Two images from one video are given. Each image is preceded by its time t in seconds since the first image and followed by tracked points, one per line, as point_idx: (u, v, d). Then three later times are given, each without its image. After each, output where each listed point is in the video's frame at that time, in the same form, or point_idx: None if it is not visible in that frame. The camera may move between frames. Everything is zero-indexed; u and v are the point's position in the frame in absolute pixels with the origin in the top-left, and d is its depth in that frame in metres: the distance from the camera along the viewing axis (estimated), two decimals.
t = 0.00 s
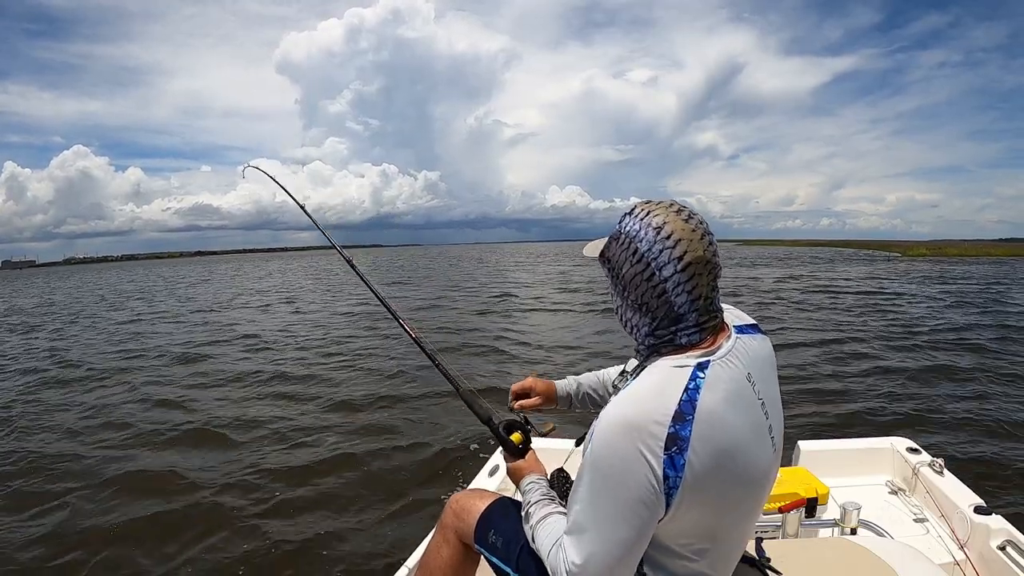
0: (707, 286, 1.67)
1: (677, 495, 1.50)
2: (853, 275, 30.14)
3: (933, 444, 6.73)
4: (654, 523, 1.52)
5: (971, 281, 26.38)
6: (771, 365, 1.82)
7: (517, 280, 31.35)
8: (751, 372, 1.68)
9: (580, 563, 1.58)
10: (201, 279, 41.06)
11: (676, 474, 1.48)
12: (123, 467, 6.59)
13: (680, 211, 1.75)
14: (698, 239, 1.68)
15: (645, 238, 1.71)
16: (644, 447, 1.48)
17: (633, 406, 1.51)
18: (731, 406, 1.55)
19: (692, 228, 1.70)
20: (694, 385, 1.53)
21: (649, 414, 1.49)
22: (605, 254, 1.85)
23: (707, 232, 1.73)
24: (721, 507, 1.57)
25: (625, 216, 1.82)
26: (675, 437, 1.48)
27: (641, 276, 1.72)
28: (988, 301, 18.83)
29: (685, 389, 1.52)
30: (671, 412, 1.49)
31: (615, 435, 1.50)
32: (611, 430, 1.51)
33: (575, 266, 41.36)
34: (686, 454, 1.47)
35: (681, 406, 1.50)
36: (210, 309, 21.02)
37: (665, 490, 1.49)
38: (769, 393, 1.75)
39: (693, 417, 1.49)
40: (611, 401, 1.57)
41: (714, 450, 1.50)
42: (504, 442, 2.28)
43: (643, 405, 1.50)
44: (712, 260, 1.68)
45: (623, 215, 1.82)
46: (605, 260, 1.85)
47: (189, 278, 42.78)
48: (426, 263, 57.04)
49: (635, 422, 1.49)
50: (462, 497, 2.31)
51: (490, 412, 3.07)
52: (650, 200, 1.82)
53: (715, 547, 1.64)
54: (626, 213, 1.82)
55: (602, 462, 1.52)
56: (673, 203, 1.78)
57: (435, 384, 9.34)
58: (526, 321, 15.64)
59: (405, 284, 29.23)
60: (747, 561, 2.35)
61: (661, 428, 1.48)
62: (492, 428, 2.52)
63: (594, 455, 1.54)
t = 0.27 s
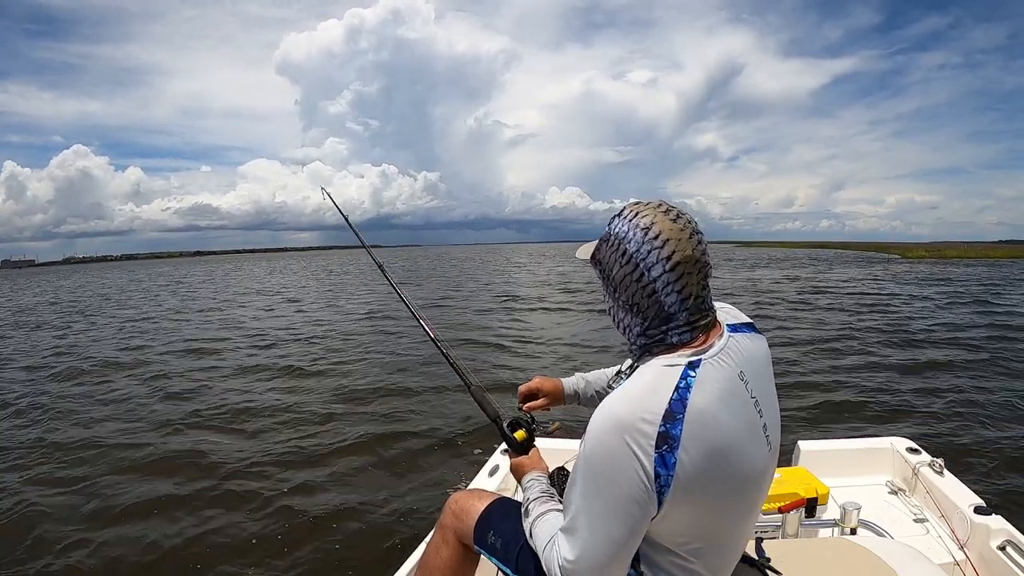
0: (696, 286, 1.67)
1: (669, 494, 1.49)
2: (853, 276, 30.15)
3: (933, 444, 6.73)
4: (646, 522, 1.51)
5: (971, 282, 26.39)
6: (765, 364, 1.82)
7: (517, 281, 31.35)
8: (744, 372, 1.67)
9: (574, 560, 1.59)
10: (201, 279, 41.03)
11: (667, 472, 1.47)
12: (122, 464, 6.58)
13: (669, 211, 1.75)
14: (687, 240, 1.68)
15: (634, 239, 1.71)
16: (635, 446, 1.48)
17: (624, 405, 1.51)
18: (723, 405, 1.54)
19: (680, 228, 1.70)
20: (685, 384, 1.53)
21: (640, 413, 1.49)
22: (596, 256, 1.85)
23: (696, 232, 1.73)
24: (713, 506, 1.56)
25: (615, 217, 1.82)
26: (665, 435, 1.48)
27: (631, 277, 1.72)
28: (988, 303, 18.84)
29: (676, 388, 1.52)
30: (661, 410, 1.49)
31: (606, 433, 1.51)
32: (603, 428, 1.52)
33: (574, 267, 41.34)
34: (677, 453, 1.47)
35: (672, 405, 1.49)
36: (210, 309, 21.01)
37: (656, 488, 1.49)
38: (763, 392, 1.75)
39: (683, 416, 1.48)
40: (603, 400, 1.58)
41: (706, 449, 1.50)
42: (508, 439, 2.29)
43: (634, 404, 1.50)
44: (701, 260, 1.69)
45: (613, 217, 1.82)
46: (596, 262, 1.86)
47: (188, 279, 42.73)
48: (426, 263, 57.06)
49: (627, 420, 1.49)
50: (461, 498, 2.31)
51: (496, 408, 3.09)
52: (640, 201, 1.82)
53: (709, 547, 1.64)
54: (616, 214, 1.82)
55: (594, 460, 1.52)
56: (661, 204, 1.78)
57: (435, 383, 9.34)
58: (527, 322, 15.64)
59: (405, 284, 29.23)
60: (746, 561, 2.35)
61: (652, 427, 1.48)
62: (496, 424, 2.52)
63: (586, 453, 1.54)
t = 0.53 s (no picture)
0: (699, 285, 1.67)
1: (675, 493, 1.49)
2: (852, 277, 30.20)
3: (933, 444, 6.74)
4: (653, 522, 1.51)
5: (970, 283, 26.43)
6: (767, 362, 1.82)
7: (516, 280, 31.37)
8: (747, 370, 1.68)
9: (582, 563, 1.58)
10: (200, 279, 40.97)
11: (673, 472, 1.48)
12: (123, 464, 6.57)
13: (671, 210, 1.75)
14: (690, 238, 1.68)
15: (637, 238, 1.71)
16: (640, 446, 1.48)
17: (629, 405, 1.51)
18: (726, 403, 1.55)
19: (683, 227, 1.70)
20: (688, 383, 1.53)
21: (645, 412, 1.49)
22: (598, 255, 1.85)
23: (699, 232, 1.73)
24: (719, 505, 1.57)
25: (617, 216, 1.82)
26: (670, 435, 1.48)
27: (633, 276, 1.72)
28: (986, 303, 18.88)
29: (680, 387, 1.52)
30: (666, 410, 1.49)
31: (611, 434, 1.50)
32: (608, 429, 1.51)
33: (574, 267, 41.36)
34: (682, 452, 1.47)
35: (677, 404, 1.50)
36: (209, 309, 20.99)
37: (663, 488, 1.49)
38: (765, 390, 1.75)
39: (688, 415, 1.48)
40: (607, 401, 1.57)
41: (711, 447, 1.50)
42: (508, 441, 2.28)
43: (638, 405, 1.50)
44: (704, 258, 1.69)
45: (615, 216, 1.82)
46: (598, 261, 1.86)
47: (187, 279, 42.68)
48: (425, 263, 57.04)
49: (631, 421, 1.49)
50: (463, 498, 2.31)
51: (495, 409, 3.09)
52: (642, 200, 1.82)
53: (715, 545, 1.64)
54: (618, 213, 1.82)
55: (599, 461, 1.52)
56: (664, 202, 1.78)
57: (435, 383, 9.35)
58: (526, 321, 15.64)
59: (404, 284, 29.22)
60: (749, 560, 2.35)
61: (657, 427, 1.48)
62: (496, 426, 2.52)
63: (591, 454, 1.54)
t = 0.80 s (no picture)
0: (700, 287, 1.67)
1: (685, 499, 1.49)
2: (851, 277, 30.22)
3: (933, 443, 6.74)
4: (663, 528, 1.51)
5: (968, 283, 26.46)
6: (768, 362, 1.83)
7: (515, 280, 31.37)
8: (750, 372, 1.68)
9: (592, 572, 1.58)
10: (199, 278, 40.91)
11: (683, 478, 1.47)
12: (122, 460, 6.56)
13: (671, 212, 1.75)
14: (691, 241, 1.68)
15: (637, 241, 1.71)
16: (650, 452, 1.48)
17: (637, 411, 1.51)
18: (732, 406, 1.55)
19: (683, 229, 1.70)
20: (695, 387, 1.53)
21: (653, 419, 1.49)
22: (597, 258, 1.85)
23: (699, 233, 1.73)
24: (728, 508, 1.57)
25: (616, 219, 1.81)
26: (679, 440, 1.48)
27: (634, 279, 1.72)
28: (984, 303, 18.91)
29: (687, 392, 1.52)
30: (674, 415, 1.49)
31: (620, 441, 1.50)
32: (616, 436, 1.51)
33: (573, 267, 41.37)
34: (692, 457, 1.47)
35: (684, 409, 1.49)
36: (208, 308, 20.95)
37: (673, 494, 1.49)
38: (768, 391, 1.76)
39: (696, 420, 1.49)
40: (613, 407, 1.57)
41: (719, 451, 1.50)
42: (506, 445, 2.27)
43: (646, 411, 1.50)
44: (704, 261, 1.69)
45: (614, 219, 1.81)
46: (597, 264, 1.85)
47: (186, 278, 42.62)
48: (424, 262, 57.02)
49: (639, 427, 1.49)
50: (462, 502, 2.31)
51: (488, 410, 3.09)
52: (641, 202, 1.82)
53: (723, 548, 1.64)
54: (617, 216, 1.82)
55: (608, 468, 1.51)
56: (663, 204, 1.78)
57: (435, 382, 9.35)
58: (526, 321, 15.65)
59: (402, 283, 29.20)
60: (751, 560, 2.36)
61: (665, 433, 1.48)
62: (493, 430, 2.52)
63: (599, 462, 1.53)
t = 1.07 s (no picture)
0: (701, 292, 1.67)
1: (687, 505, 1.50)
2: (850, 277, 30.22)
3: (932, 445, 6.74)
4: (665, 535, 1.51)
5: (967, 282, 26.45)
6: (768, 365, 1.83)
7: (515, 280, 31.38)
8: (751, 376, 1.68)
9: None
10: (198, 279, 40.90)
11: (685, 485, 1.48)
12: (121, 466, 6.56)
13: (672, 216, 1.75)
14: (692, 245, 1.68)
15: (638, 246, 1.70)
16: (652, 460, 1.47)
17: (640, 418, 1.50)
18: (734, 412, 1.55)
19: (685, 234, 1.70)
20: (697, 394, 1.53)
21: (656, 426, 1.48)
22: (596, 262, 1.85)
23: (700, 238, 1.73)
24: (730, 514, 1.58)
25: (616, 223, 1.81)
26: (682, 447, 1.47)
27: (635, 285, 1.72)
28: (984, 301, 18.89)
29: (689, 398, 1.52)
30: (677, 422, 1.49)
31: (622, 449, 1.49)
32: (618, 443, 1.50)
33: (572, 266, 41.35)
34: (695, 465, 1.47)
35: (686, 416, 1.49)
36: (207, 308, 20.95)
37: (676, 501, 1.49)
38: (769, 394, 1.76)
39: (699, 427, 1.48)
40: (614, 413, 1.56)
41: (721, 457, 1.50)
42: (496, 455, 2.29)
43: (649, 418, 1.49)
44: (705, 266, 1.69)
45: (614, 223, 1.81)
46: (596, 268, 1.85)
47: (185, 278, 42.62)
48: (423, 262, 56.98)
49: (642, 434, 1.48)
50: (461, 505, 2.31)
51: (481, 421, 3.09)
52: (640, 207, 1.81)
53: (724, 553, 1.65)
54: (617, 220, 1.81)
55: (610, 476, 1.51)
56: (664, 208, 1.78)
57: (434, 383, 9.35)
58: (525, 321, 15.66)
59: (401, 283, 29.17)
60: (750, 562, 2.36)
61: (668, 440, 1.48)
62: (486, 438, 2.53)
63: (601, 469, 1.53)
